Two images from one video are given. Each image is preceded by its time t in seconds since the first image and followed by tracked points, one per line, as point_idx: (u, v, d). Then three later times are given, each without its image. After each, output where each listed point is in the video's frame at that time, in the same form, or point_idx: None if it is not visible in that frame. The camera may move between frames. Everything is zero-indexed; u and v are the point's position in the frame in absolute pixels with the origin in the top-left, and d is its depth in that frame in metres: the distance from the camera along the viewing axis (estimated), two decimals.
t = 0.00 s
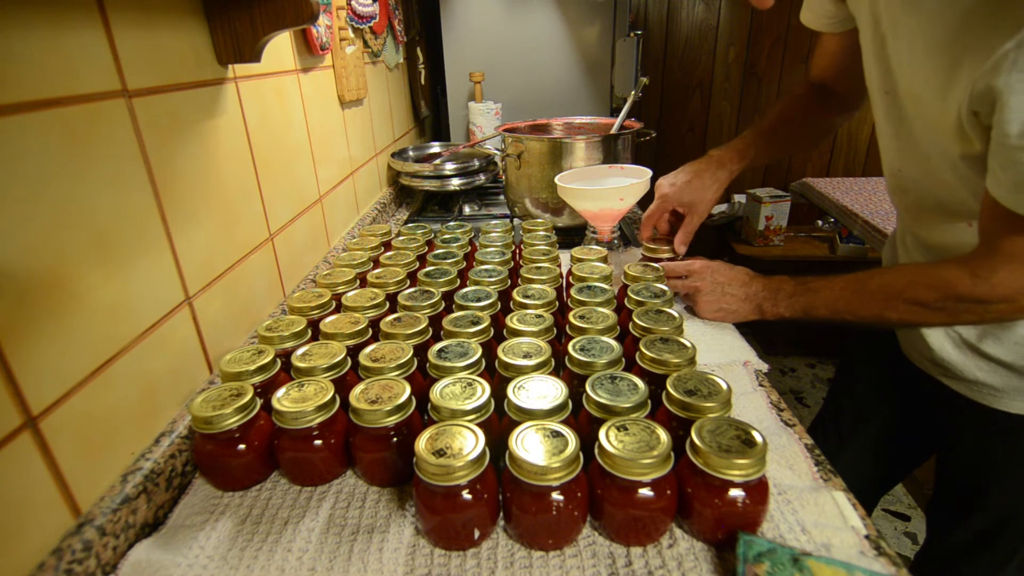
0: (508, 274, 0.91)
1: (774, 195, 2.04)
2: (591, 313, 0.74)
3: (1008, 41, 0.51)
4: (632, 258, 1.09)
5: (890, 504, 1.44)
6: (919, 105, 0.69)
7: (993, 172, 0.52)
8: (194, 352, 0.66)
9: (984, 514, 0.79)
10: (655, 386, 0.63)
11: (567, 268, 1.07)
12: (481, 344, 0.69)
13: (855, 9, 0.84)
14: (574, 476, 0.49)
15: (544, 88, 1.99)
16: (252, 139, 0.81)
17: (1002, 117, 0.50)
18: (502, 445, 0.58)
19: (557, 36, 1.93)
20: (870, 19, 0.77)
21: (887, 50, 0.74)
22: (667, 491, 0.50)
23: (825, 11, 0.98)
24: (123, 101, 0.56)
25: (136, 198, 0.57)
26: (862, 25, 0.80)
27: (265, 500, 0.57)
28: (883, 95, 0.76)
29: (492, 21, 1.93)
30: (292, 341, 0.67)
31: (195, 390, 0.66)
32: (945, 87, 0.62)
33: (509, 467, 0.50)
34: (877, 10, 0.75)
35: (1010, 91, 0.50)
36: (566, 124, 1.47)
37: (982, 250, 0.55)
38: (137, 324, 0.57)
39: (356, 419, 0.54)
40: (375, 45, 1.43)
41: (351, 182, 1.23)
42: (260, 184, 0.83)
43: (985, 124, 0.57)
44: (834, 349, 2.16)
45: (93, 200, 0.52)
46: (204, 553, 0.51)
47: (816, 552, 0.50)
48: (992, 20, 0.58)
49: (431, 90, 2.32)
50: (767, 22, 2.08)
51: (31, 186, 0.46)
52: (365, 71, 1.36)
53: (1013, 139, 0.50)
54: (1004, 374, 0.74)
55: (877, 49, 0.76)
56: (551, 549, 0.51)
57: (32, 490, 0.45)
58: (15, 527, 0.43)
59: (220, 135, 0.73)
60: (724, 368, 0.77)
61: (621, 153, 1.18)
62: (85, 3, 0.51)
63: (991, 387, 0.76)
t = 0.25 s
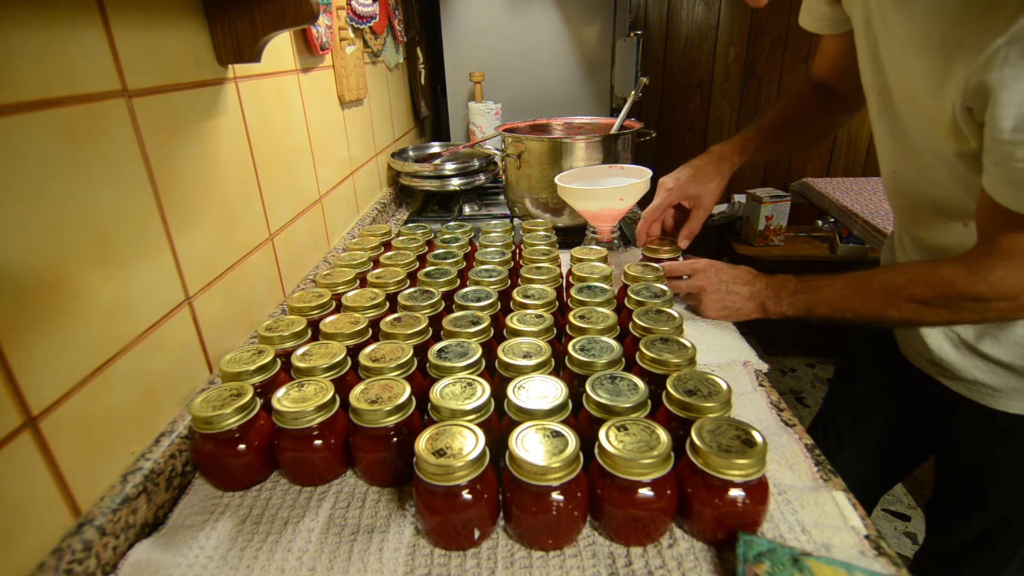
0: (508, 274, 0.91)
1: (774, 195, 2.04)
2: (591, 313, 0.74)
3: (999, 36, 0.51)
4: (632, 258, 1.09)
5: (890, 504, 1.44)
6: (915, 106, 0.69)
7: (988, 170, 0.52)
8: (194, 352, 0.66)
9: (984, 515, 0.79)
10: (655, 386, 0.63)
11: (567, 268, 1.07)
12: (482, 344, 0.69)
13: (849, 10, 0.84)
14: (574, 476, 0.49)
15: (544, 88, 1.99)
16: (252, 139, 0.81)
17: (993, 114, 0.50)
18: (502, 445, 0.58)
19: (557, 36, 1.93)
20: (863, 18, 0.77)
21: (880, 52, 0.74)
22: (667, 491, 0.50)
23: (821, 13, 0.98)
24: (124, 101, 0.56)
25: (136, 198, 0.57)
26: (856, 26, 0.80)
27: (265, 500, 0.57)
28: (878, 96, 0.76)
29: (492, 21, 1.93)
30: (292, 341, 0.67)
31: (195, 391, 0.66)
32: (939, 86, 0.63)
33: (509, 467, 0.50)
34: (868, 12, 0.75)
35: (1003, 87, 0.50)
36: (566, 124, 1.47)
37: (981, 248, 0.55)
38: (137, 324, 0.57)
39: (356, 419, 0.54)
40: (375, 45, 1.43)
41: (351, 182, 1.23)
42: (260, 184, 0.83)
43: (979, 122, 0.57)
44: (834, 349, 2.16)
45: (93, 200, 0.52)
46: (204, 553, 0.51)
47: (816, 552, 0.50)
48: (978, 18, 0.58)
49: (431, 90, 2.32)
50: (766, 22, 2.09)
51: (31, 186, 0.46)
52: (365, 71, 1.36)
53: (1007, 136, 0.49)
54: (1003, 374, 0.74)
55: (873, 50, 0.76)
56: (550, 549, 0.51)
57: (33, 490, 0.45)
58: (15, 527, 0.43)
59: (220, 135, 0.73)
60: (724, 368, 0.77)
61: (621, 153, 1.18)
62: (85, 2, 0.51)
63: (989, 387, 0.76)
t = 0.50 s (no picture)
0: (508, 274, 0.91)
1: (774, 195, 2.04)
2: (591, 313, 0.74)
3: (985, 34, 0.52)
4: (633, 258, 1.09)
5: (890, 504, 1.44)
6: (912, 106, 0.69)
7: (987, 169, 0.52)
8: (194, 352, 0.66)
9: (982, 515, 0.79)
10: (655, 386, 0.63)
11: (567, 268, 1.07)
12: (481, 344, 0.69)
13: (843, 12, 0.84)
14: (574, 476, 0.49)
15: (544, 88, 1.99)
16: (252, 139, 0.81)
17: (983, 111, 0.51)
18: (502, 445, 0.58)
19: (557, 36, 1.93)
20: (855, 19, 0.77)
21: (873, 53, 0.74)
22: (667, 491, 0.50)
23: (813, 19, 0.99)
24: (124, 101, 0.56)
25: (136, 198, 0.57)
26: (849, 27, 0.80)
27: (265, 500, 0.57)
28: (871, 95, 0.76)
29: (492, 21, 1.93)
30: (292, 341, 0.67)
31: (195, 391, 0.66)
32: (934, 86, 0.63)
33: (509, 467, 0.50)
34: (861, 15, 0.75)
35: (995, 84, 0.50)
36: (566, 124, 1.47)
37: (986, 248, 0.55)
38: (137, 324, 0.57)
39: (356, 419, 0.54)
40: (375, 45, 1.43)
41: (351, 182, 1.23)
42: (260, 184, 0.83)
43: (971, 121, 0.57)
44: (834, 349, 2.16)
45: (93, 200, 0.52)
46: (203, 553, 0.51)
47: (816, 551, 0.50)
48: (968, 17, 0.58)
49: (431, 90, 2.32)
50: (766, 22, 2.09)
51: (31, 186, 0.46)
52: (365, 71, 1.36)
53: (998, 132, 0.50)
54: (1000, 374, 0.74)
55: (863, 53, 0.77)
56: (550, 549, 0.51)
57: (32, 490, 0.44)
58: (15, 527, 0.43)
59: (220, 135, 0.73)
60: (724, 368, 0.77)
61: (621, 153, 1.18)
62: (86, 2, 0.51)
63: (986, 387, 0.76)
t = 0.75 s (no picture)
0: (508, 274, 0.91)
1: (773, 195, 2.04)
2: (591, 313, 0.74)
3: (981, 30, 0.52)
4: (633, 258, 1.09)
5: (890, 504, 1.44)
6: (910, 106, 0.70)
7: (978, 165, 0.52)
8: (194, 352, 0.66)
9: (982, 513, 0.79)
10: (655, 386, 0.63)
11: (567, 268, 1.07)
12: (481, 344, 0.69)
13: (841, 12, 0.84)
14: (574, 476, 0.49)
15: (544, 88, 1.99)
16: (252, 138, 0.81)
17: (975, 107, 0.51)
18: (502, 445, 0.58)
19: (557, 36, 1.93)
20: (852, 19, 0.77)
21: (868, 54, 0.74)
22: (667, 491, 0.50)
23: (809, 21, 0.99)
24: (124, 101, 0.56)
25: (136, 198, 0.57)
26: (846, 27, 0.80)
27: (265, 500, 0.57)
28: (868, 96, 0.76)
29: (492, 21, 1.93)
30: (292, 341, 0.67)
31: (196, 390, 0.66)
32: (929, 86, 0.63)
33: (509, 467, 0.50)
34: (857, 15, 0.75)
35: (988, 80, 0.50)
36: (566, 124, 1.47)
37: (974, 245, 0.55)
38: (137, 324, 0.57)
39: (356, 419, 0.54)
40: (375, 45, 1.43)
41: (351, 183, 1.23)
42: (260, 184, 0.83)
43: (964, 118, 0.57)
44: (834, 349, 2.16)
45: (93, 200, 0.52)
46: (203, 553, 0.51)
47: (816, 551, 0.50)
48: (961, 16, 0.58)
49: (432, 91, 2.32)
50: (766, 22, 2.09)
51: (31, 186, 0.46)
52: (365, 71, 1.36)
53: (990, 129, 0.50)
54: (996, 373, 0.74)
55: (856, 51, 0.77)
56: (550, 549, 0.51)
57: (32, 490, 0.44)
58: (15, 527, 0.43)
59: (220, 135, 0.73)
60: (724, 368, 0.77)
61: (621, 153, 1.19)
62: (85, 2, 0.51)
63: (983, 386, 0.76)
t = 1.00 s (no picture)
0: (508, 274, 0.91)
1: (773, 195, 2.04)
2: (591, 313, 0.74)
3: (985, 27, 0.52)
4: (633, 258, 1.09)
5: (890, 504, 1.44)
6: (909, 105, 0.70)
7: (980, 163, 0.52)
8: (194, 352, 0.66)
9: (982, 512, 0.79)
10: (655, 386, 0.63)
11: (567, 268, 1.07)
12: (481, 344, 0.69)
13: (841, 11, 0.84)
14: (574, 476, 0.49)
15: (544, 88, 1.99)
16: (252, 138, 0.81)
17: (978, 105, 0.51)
18: (502, 445, 0.58)
19: (557, 36, 1.93)
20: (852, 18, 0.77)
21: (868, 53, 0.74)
22: (667, 491, 0.50)
23: (810, 17, 0.99)
24: (124, 101, 0.56)
25: (136, 197, 0.57)
26: (846, 26, 0.80)
27: (265, 500, 0.57)
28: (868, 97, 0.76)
29: (492, 21, 1.93)
30: (292, 341, 0.67)
31: (195, 390, 0.66)
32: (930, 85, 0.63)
33: (509, 467, 0.50)
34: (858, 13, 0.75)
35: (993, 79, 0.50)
36: (566, 125, 1.47)
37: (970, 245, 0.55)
38: (138, 324, 0.57)
39: (356, 419, 0.54)
40: (375, 45, 1.43)
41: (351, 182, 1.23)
42: (260, 183, 0.83)
43: (965, 115, 0.57)
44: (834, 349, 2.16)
45: (93, 200, 0.52)
46: (203, 553, 0.51)
47: (816, 551, 0.50)
48: (962, 15, 0.58)
49: (432, 91, 2.32)
50: (766, 22, 2.09)
51: (31, 186, 0.46)
52: (365, 71, 1.36)
53: (993, 127, 0.50)
54: (993, 374, 0.74)
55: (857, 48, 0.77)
56: (550, 549, 0.51)
57: (32, 490, 0.44)
58: (15, 527, 0.43)
59: (220, 135, 0.73)
60: (724, 368, 0.77)
61: (621, 153, 1.18)
62: (86, 2, 0.51)
63: (980, 387, 0.76)
